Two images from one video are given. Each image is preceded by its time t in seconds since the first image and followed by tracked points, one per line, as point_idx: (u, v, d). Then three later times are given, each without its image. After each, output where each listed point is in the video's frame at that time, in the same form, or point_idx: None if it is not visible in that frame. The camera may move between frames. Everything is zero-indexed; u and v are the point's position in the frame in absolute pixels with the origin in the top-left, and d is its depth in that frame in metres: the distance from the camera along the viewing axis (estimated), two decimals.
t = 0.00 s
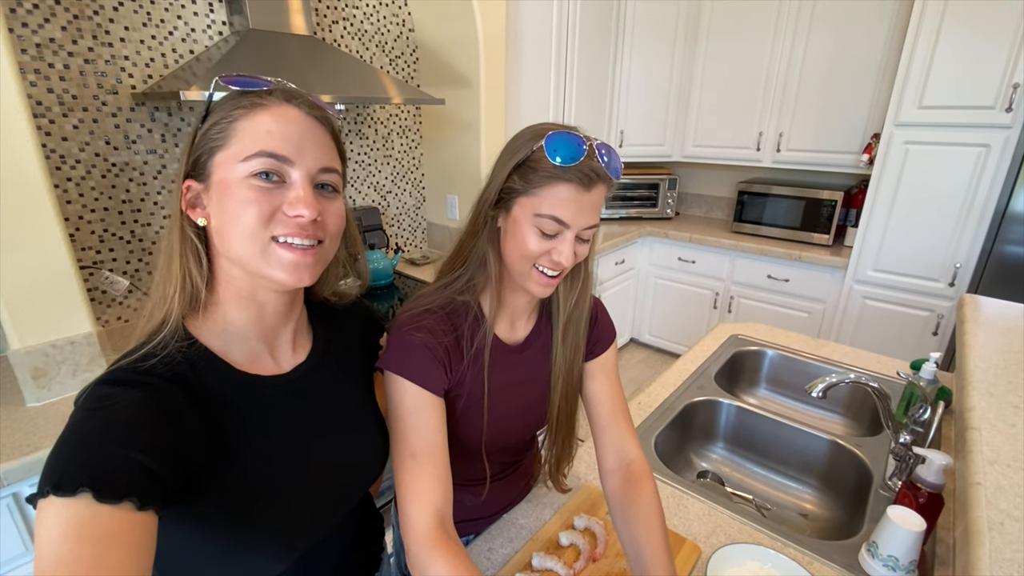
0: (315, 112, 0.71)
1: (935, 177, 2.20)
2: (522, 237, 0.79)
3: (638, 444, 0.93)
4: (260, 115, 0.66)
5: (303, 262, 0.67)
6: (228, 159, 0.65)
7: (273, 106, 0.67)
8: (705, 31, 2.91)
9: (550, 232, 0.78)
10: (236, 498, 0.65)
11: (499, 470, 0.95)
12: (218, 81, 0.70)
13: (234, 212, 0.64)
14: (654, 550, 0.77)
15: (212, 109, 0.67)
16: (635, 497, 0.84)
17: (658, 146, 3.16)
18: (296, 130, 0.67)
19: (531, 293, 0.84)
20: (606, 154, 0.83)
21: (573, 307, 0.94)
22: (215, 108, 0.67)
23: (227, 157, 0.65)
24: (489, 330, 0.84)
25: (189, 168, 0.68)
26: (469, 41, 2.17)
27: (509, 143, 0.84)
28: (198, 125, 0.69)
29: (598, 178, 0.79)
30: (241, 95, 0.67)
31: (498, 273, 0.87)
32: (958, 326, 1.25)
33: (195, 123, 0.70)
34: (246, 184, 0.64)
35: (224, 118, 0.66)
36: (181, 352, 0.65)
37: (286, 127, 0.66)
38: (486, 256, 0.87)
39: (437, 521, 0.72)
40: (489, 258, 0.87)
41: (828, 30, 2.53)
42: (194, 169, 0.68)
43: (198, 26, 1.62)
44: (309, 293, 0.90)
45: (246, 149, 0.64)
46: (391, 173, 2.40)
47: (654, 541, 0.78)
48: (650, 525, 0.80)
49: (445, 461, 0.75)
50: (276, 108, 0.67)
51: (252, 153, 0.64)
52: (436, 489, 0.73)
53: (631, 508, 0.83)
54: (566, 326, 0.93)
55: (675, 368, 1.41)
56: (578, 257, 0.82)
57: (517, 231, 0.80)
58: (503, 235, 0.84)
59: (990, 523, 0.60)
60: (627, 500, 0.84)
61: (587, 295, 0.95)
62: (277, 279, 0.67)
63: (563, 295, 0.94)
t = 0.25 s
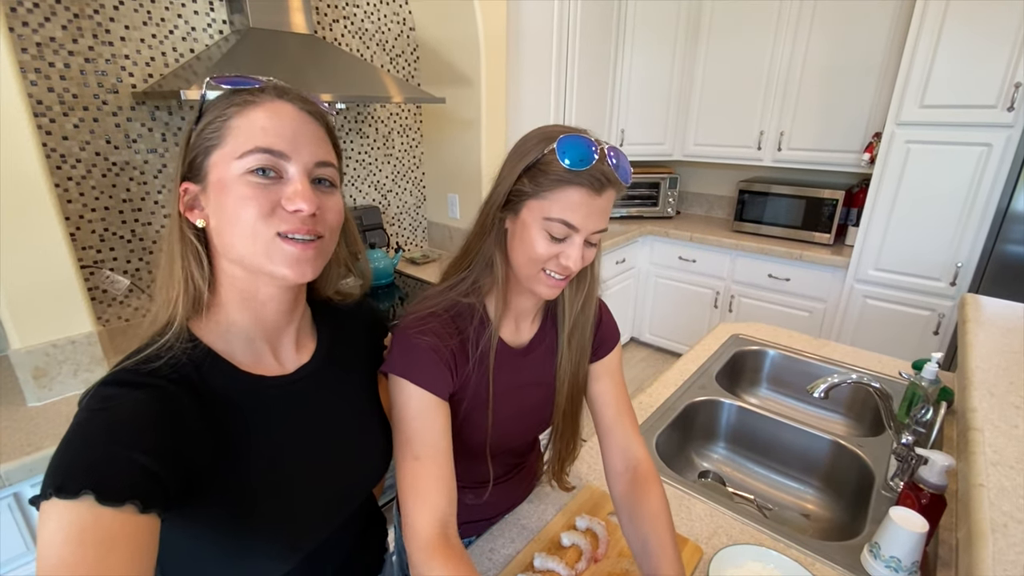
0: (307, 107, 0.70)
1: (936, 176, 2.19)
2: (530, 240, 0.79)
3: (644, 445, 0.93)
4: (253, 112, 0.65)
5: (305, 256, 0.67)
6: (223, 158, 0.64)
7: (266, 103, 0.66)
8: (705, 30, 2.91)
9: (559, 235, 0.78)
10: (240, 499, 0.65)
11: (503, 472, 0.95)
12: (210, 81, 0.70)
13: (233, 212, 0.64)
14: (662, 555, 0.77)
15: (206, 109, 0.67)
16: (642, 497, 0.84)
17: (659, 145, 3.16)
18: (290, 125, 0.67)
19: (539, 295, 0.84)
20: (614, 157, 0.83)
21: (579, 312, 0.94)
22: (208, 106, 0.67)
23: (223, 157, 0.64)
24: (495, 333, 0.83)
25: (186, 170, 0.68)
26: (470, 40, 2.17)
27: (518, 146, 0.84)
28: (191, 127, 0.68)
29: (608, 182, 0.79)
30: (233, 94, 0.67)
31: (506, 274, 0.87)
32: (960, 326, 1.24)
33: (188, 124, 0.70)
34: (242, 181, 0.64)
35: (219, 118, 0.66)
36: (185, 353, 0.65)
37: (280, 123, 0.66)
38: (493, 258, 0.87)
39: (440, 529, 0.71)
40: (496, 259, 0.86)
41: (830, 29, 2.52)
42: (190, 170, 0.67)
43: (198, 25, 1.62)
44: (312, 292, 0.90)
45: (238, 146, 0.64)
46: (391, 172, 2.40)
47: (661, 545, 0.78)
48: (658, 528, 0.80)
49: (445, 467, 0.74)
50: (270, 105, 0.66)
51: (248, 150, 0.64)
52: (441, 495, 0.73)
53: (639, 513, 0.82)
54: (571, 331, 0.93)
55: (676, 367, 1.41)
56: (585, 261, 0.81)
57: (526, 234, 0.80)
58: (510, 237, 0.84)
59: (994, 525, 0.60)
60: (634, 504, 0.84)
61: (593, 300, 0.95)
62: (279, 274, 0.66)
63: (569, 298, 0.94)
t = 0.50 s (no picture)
0: (317, 112, 0.71)
1: (937, 174, 2.19)
2: (529, 240, 0.79)
3: (643, 446, 0.93)
4: (263, 113, 0.66)
5: (303, 262, 0.68)
6: (229, 157, 0.65)
7: (275, 104, 0.67)
8: (705, 28, 2.91)
9: (558, 236, 0.78)
10: (241, 492, 0.65)
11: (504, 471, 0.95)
12: (219, 75, 0.70)
13: (236, 212, 0.64)
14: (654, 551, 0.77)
15: (213, 104, 0.68)
16: (637, 499, 0.84)
17: (659, 143, 3.15)
18: (298, 129, 0.67)
19: (539, 296, 0.84)
20: (615, 155, 0.83)
21: (580, 311, 0.94)
22: (213, 102, 0.68)
23: (228, 156, 0.65)
24: (497, 334, 0.84)
25: (190, 162, 0.68)
26: (470, 38, 2.17)
27: (517, 144, 0.84)
28: (197, 120, 0.69)
29: (608, 182, 0.79)
30: (242, 93, 0.67)
31: (506, 275, 0.87)
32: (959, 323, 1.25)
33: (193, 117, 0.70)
34: (248, 185, 0.64)
35: (224, 116, 0.66)
36: (187, 346, 0.66)
37: (288, 125, 0.66)
38: (493, 259, 0.87)
39: (441, 533, 0.71)
40: (496, 260, 0.87)
41: (830, 27, 2.52)
42: (192, 163, 0.68)
43: (198, 23, 1.62)
44: (313, 286, 0.91)
45: (245, 149, 0.64)
46: (391, 170, 2.40)
47: (655, 546, 0.78)
48: (652, 525, 0.80)
49: (450, 471, 0.75)
50: (280, 107, 0.67)
51: (255, 154, 0.64)
52: (440, 499, 0.73)
53: (631, 508, 0.83)
54: (572, 332, 0.93)
55: (676, 364, 1.41)
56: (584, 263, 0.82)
57: (525, 234, 0.80)
58: (510, 237, 0.84)
59: (989, 518, 0.60)
60: (630, 502, 0.84)
61: (594, 300, 0.95)
62: (277, 277, 0.67)
63: (570, 298, 0.94)
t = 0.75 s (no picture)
0: (321, 108, 0.71)
1: (938, 174, 2.19)
2: (526, 242, 0.79)
3: (643, 448, 0.93)
4: (265, 109, 0.66)
5: (306, 258, 0.67)
6: (232, 153, 0.65)
7: (277, 101, 0.66)
8: (707, 27, 2.91)
9: (554, 237, 0.78)
10: (242, 490, 0.65)
11: (504, 469, 0.95)
12: (223, 72, 0.69)
13: (238, 208, 0.64)
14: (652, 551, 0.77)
15: (217, 100, 0.67)
16: (636, 502, 0.84)
17: (661, 143, 3.15)
18: (301, 125, 0.67)
19: (536, 297, 0.84)
20: (615, 156, 0.82)
21: (580, 312, 0.94)
22: (218, 99, 0.67)
23: (231, 151, 0.65)
24: (495, 334, 0.83)
25: (193, 159, 0.68)
26: (471, 37, 2.17)
27: (515, 144, 0.84)
28: (201, 117, 0.69)
29: (605, 182, 0.79)
30: (248, 89, 0.67)
31: (503, 277, 0.87)
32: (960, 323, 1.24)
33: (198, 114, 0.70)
34: (250, 180, 0.64)
35: (228, 112, 0.66)
36: (187, 342, 0.65)
37: (290, 121, 0.66)
38: (490, 259, 0.87)
39: (437, 523, 0.72)
40: (493, 261, 0.86)
41: (832, 27, 2.52)
42: (196, 160, 0.68)
43: (199, 21, 1.62)
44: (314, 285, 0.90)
45: (249, 145, 0.64)
46: (392, 169, 2.40)
47: (654, 547, 0.77)
48: (648, 525, 0.80)
49: (445, 465, 0.75)
50: (282, 104, 0.66)
51: (257, 150, 0.64)
52: (437, 497, 0.73)
53: (630, 511, 0.83)
54: (572, 332, 0.93)
55: (676, 364, 1.41)
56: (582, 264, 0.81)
57: (521, 235, 0.80)
58: (507, 238, 0.84)
59: (991, 518, 0.60)
60: (629, 505, 0.84)
61: (595, 299, 0.95)
62: (279, 274, 0.67)
63: (570, 299, 0.94)
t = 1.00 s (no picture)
0: (325, 114, 0.71)
1: (941, 176, 2.18)
2: (528, 247, 0.79)
3: (648, 455, 0.92)
4: (271, 117, 0.66)
5: (312, 263, 0.67)
6: (239, 159, 0.65)
7: (284, 108, 0.66)
8: (709, 28, 2.90)
9: (556, 242, 0.78)
10: (245, 498, 0.65)
11: (508, 476, 0.95)
12: (230, 82, 0.70)
13: (244, 214, 0.64)
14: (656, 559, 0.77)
15: (224, 109, 0.67)
16: (643, 508, 0.83)
17: (662, 144, 3.15)
18: (306, 131, 0.67)
19: (539, 303, 0.84)
20: (616, 160, 0.83)
21: (584, 317, 0.94)
22: (224, 107, 0.67)
23: (238, 158, 0.65)
24: (496, 341, 0.83)
25: (200, 167, 0.68)
26: (472, 39, 2.17)
27: (517, 148, 0.84)
28: (209, 126, 0.69)
29: (606, 186, 0.78)
30: (254, 96, 0.67)
31: (505, 284, 0.87)
32: (963, 327, 1.24)
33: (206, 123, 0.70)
34: (256, 186, 0.64)
35: (235, 120, 0.66)
36: (192, 350, 0.66)
37: (296, 128, 0.66)
38: (492, 265, 0.87)
39: (442, 537, 0.72)
40: (494, 268, 0.87)
41: (834, 28, 2.51)
42: (204, 169, 0.68)
43: (201, 24, 1.62)
44: (319, 294, 0.91)
45: (254, 150, 0.64)
46: (394, 171, 2.40)
47: (660, 555, 0.77)
48: (654, 530, 0.80)
49: (449, 475, 0.75)
50: (288, 111, 0.66)
51: (263, 155, 0.64)
52: (441, 508, 0.73)
53: (638, 517, 0.83)
54: (576, 336, 0.93)
55: (679, 367, 1.41)
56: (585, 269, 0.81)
57: (523, 240, 0.80)
58: (509, 244, 0.84)
59: (996, 527, 0.60)
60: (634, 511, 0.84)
61: (599, 303, 0.95)
62: (286, 280, 0.67)
63: (573, 304, 0.94)
